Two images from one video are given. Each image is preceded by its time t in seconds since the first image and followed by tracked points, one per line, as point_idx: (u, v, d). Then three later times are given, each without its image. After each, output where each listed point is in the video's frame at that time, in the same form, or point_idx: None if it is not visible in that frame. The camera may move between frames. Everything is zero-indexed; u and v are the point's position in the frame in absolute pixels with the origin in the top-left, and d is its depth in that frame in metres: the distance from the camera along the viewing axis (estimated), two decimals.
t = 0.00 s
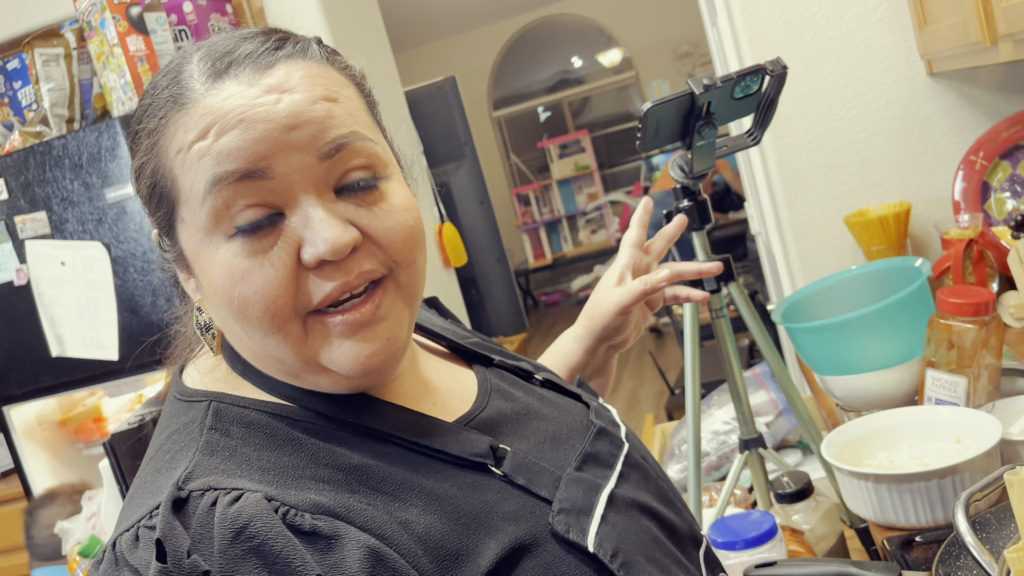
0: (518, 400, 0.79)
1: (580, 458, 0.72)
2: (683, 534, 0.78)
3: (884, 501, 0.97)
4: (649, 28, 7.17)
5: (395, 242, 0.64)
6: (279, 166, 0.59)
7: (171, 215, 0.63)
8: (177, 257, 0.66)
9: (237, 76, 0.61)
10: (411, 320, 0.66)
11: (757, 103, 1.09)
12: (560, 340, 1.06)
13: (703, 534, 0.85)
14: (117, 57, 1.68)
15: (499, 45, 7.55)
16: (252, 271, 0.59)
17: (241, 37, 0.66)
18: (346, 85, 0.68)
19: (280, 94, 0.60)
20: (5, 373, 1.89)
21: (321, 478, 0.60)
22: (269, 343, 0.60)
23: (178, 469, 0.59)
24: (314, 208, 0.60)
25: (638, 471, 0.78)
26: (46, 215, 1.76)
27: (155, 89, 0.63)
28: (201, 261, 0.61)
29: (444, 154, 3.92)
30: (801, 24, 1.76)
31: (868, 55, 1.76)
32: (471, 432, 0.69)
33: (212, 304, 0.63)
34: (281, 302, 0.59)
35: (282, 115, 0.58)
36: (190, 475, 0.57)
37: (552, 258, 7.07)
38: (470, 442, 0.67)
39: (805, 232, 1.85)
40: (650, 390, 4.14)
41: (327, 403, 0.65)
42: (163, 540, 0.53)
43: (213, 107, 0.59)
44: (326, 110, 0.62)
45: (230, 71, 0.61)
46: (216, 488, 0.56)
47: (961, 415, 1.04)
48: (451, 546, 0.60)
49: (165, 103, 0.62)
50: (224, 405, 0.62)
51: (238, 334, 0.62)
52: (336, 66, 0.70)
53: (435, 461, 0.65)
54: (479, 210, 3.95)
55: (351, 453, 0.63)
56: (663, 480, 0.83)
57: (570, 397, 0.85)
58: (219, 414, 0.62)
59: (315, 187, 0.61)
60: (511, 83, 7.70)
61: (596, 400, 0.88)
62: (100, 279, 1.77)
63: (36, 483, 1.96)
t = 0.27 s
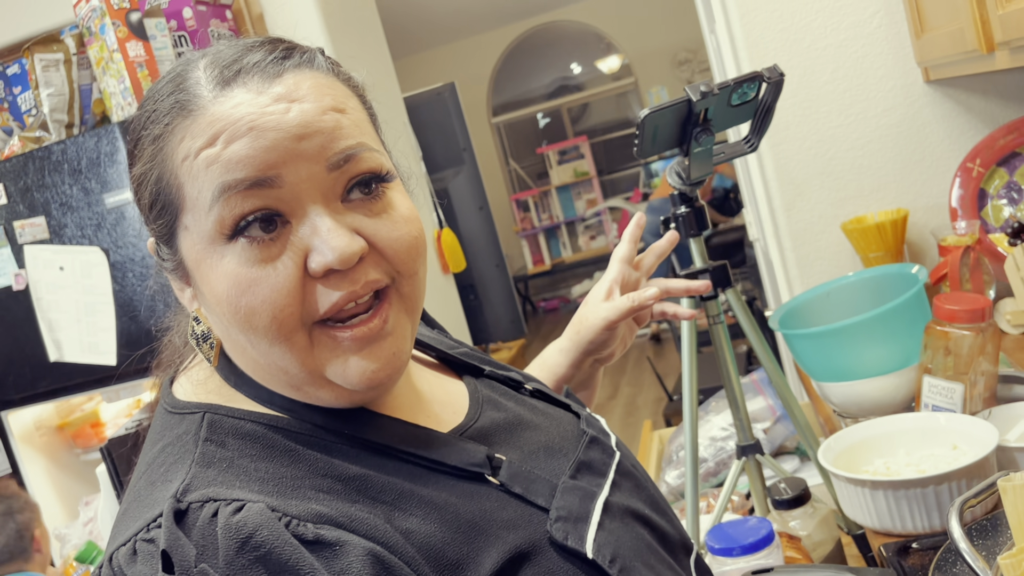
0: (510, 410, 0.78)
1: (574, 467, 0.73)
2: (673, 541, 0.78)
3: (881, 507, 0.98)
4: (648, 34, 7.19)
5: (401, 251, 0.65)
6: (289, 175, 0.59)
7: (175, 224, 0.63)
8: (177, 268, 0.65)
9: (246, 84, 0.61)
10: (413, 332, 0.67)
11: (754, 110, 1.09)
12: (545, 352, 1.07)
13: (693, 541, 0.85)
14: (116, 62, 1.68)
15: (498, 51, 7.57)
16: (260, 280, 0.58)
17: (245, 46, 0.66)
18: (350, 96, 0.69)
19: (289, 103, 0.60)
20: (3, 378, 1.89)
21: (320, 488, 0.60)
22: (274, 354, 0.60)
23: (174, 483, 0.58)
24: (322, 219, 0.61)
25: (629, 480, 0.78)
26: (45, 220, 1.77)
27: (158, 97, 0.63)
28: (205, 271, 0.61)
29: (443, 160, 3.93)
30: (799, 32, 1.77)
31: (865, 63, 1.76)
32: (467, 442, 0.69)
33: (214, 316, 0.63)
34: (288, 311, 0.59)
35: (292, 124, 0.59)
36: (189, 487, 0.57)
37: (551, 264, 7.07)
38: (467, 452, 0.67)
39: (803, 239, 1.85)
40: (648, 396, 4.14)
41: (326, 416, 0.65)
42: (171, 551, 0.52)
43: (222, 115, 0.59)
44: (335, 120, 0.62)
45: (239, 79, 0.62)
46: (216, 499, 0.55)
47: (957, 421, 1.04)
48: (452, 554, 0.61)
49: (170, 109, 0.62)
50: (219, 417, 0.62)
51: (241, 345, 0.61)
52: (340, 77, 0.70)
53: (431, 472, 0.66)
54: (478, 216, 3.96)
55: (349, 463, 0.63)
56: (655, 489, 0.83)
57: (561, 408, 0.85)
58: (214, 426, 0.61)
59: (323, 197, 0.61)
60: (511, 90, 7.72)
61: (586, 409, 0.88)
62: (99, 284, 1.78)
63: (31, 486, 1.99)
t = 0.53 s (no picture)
0: (502, 421, 0.78)
1: (564, 479, 0.73)
2: (665, 552, 0.77)
3: (878, 511, 0.98)
4: (648, 40, 7.21)
5: (398, 261, 0.65)
6: (289, 188, 0.59)
7: (170, 235, 0.63)
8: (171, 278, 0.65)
9: (245, 96, 0.62)
10: (408, 339, 0.67)
11: (752, 116, 1.10)
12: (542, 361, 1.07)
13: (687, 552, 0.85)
14: (117, 67, 1.69)
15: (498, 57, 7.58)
16: (258, 291, 0.59)
17: (243, 57, 0.67)
18: (348, 108, 0.69)
19: (289, 115, 0.61)
20: (3, 382, 1.88)
21: (308, 503, 0.59)
22: (270, 364, 0.60)
23: (160, 496, 0.57)
24: (322, 231, 0.61)
25: (622, 490, 0.78)
26: (45, 224, 1.77)
27: (155, 107, 0.63)
28: (201, 282, 0.61)
29: (443, 165, 3.93)
30: (797, 39, 1.78)
31: (863, 69, 1.77)
32: (457, 454, 0.69)
33: (208, 325, 0.63)
34: (285, 321, 0.59)
35: (293, 137, 0.59)
36: (174, 502, 0.56)
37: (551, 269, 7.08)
38: (456, 465, 0.67)
39: (801, 245, 1.85)
40: (647, 402, 4.14)
41: (313, 429, 0.64)
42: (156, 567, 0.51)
43: (222, 127, 0.59)
44: (335, 134, 0.63)
45: (238, 91, 0.62)
46: (203, 514, 0.55)
47: (956, 427, 1.04)
48: (440, 568, 0.61)
49: (168, 120, 0.62)
50: (207, 430, 0.61)
51: (235, 355, 0.61)
52: (337, 89, 0.71)
53: (419, 486, 0.65)
54: (477, 221, 3.97)
55: (337, 477, 0.62)
56: (647, 499, 0.83)
57: (554, 418, 0.85)
58: (202, 439, 0.60)
59: (322, 209, 0.62)
60: (510, 95, 7.73)
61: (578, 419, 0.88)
62: (99, 288, 1.78)
63: (31, 492, 1.97)
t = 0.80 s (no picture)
0: (490, 427, 0.78)
1: (552, 484, 0.72)
2: (656, 559, 0.77)
3: (876, 516, 0.98)
4: (648, 46, 7.22)
5: (386, 266, 0.65)
6: (277, 194, 0.59)
7: (160, 239, 0.63)
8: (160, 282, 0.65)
9: (235, 102, 0.62)
10: (397, 345, 0.67)
11: (752, 121, 1.10)
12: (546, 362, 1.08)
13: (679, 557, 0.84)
14: (118, 71, 1.69)
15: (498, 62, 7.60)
16: (247, 295, 0.59)
17: (234, 64, 0.67)
18: (338, 115, 0.69)
19: (278, 122, 0.61)
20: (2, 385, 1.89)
21: (291, 508, 0.59)
22: (259, 367, 0.60)
23: (144, 502, 0.57)
24: (310, 236, 0.61)
25: (612, 496, 0.77)
26: (45, 228, 1.78)
27: (145, 113, 0.63)
28: (191, 286, 0.61)
29: (443, 169, 3.94)
30: (797, 44, 1.79)
31: (862, 75, 1.78)
32: (443, 460, 0.68)
33: (197, 329, 0.63)
34: (274, 326, 0.59)
35: (282, 143, 0.60)
36: (158, 508, 0.56)
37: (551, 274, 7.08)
38: (442, 471, 0.66)
39: (799, 250, 1.86)
40: (647, 406, 4.13)
41: (298, 435, 0.64)
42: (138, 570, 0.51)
43: (212, 133, 0.59)
44: (323, 140, 0.63)
45: (228, 97, 0.62)
46: (184, 520, 0.54)
47: (955, 432, 1.04)
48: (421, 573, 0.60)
49: (158, 126, 0.62)
50: (193, 436, 0.61)
51: (225, 359, 0.61)
52: (327, 97, 0.71)
53: (404, 491, 0.65)
54: (476, 226, 3.97)
55: (320, 482, 0.62)
56: (640, 505, 0.83)
57: (546, 423, 0.85)
58: (187, 445, 0.60)
59: (311, 214, 0.62)
60: (511, 100, 7.75)
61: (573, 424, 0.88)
62: (99, 292, 1.78)
63: (31, 496, 1.97)
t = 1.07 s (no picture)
0: (487, 430, 0.78)
1: (547, 487, 0.73)
2: (651, 563, 0.77)
3: (876, 520, 0.98)
4: (648, 51, 7.24)
5: (381, 272, 0.66)
6: (273, 201, 0.60)
7: (159, 247, 0.63)
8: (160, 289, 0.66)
9: (230, 111, 0.62)
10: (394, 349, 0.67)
11: (751, 127, 1.11)
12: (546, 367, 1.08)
13: (675, 562, 0.84)
14: (120, 76, 1.70)
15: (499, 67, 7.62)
16: (245, 301, 0.59)
17: (229, 73, 0.67)
18: (332, 122, 0.70)
19: (273, 130, 0.61)
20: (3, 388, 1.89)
21: (287, 510, 0.59)
22: (259, 371, 0.61)
23: (142, 505, 0.57)
24: (306, 242, 0.62)
25: (608, 501, 0.77)
26: (47, 231, 1.78)
27: (142, 123, 0.64)
28: (189, 293, 0.62)
29: (444, 174, 3.94)
30: (796, 51, 1.79)
31: (861, 81, 1.78)
32: (439, 463, 0.68)
33: (199, 334, 0.63)
34: (272, 331, 0.59)
35: (277, 151, 0.60)
36: (156, 511, 0.56)
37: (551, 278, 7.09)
38: (436, 473, 0.67)
39: (798, 255, 1.86)
40: (647, 411, 4.13)
41: (296, 439, 0.65)
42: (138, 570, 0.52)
43: (207, 141, 0.60)
44: (317, 147, 0.63)
45: (223, 106, 0.63)
46: (181, 523, 0.55)
47: (953, 436, 1.05)
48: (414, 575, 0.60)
49: (156, 135, 0.62)
50: (191, 439, 0.61)
51: (226, 363, 0.62)
52: (320, 103, 0.71)
53: (399, 494, 0.65)
54: (476, 230, 3.97)
55: (315, 484, 0.62)
56: (636, 510, 0.83)
57: (544, 427, 0.86)
58: (186, 449, 0.61)
59: (306, 220, 0.62)
60: (511, 105, 7.76)
61: (571, 429, 0.89)
62: (100, 295, 1.78)
63: (31, 499, 1.97)
